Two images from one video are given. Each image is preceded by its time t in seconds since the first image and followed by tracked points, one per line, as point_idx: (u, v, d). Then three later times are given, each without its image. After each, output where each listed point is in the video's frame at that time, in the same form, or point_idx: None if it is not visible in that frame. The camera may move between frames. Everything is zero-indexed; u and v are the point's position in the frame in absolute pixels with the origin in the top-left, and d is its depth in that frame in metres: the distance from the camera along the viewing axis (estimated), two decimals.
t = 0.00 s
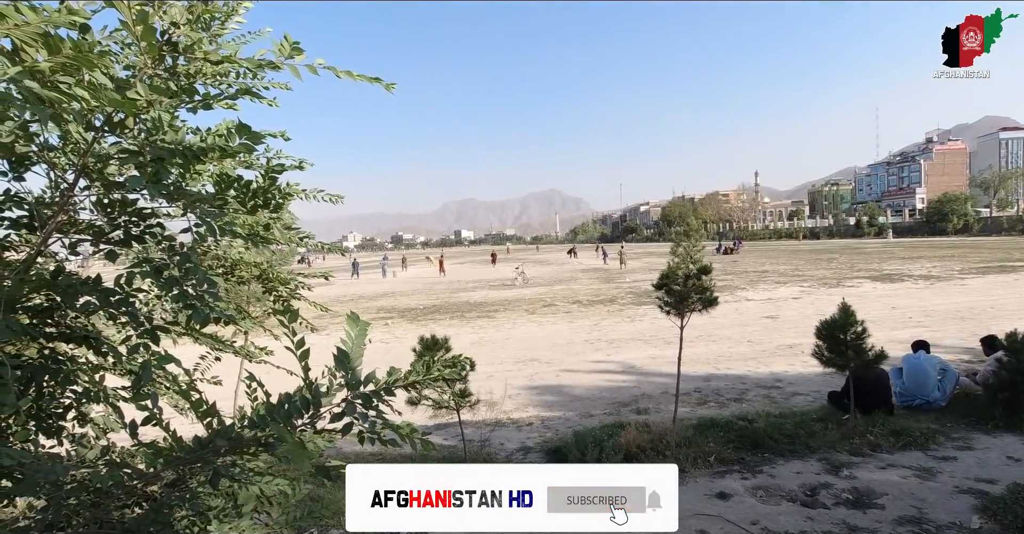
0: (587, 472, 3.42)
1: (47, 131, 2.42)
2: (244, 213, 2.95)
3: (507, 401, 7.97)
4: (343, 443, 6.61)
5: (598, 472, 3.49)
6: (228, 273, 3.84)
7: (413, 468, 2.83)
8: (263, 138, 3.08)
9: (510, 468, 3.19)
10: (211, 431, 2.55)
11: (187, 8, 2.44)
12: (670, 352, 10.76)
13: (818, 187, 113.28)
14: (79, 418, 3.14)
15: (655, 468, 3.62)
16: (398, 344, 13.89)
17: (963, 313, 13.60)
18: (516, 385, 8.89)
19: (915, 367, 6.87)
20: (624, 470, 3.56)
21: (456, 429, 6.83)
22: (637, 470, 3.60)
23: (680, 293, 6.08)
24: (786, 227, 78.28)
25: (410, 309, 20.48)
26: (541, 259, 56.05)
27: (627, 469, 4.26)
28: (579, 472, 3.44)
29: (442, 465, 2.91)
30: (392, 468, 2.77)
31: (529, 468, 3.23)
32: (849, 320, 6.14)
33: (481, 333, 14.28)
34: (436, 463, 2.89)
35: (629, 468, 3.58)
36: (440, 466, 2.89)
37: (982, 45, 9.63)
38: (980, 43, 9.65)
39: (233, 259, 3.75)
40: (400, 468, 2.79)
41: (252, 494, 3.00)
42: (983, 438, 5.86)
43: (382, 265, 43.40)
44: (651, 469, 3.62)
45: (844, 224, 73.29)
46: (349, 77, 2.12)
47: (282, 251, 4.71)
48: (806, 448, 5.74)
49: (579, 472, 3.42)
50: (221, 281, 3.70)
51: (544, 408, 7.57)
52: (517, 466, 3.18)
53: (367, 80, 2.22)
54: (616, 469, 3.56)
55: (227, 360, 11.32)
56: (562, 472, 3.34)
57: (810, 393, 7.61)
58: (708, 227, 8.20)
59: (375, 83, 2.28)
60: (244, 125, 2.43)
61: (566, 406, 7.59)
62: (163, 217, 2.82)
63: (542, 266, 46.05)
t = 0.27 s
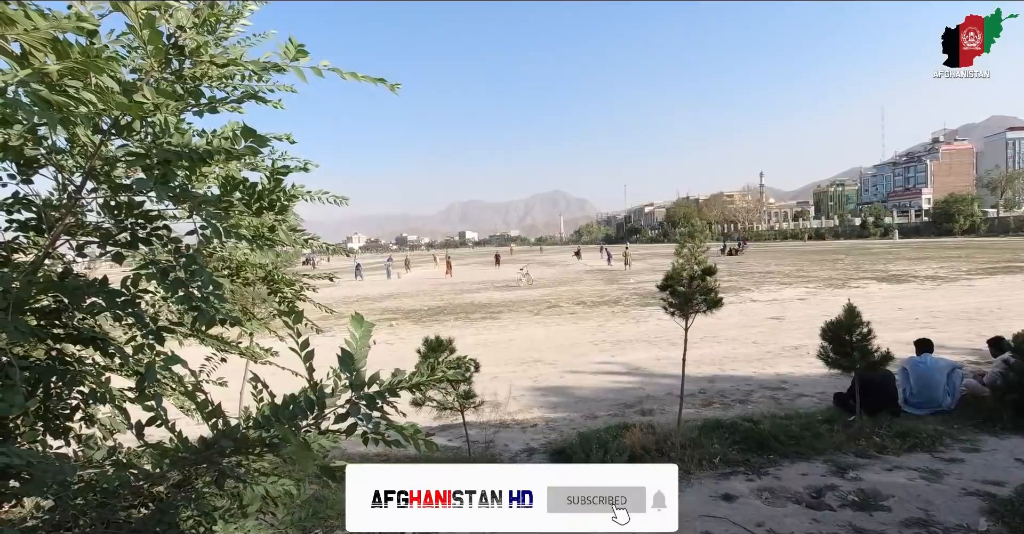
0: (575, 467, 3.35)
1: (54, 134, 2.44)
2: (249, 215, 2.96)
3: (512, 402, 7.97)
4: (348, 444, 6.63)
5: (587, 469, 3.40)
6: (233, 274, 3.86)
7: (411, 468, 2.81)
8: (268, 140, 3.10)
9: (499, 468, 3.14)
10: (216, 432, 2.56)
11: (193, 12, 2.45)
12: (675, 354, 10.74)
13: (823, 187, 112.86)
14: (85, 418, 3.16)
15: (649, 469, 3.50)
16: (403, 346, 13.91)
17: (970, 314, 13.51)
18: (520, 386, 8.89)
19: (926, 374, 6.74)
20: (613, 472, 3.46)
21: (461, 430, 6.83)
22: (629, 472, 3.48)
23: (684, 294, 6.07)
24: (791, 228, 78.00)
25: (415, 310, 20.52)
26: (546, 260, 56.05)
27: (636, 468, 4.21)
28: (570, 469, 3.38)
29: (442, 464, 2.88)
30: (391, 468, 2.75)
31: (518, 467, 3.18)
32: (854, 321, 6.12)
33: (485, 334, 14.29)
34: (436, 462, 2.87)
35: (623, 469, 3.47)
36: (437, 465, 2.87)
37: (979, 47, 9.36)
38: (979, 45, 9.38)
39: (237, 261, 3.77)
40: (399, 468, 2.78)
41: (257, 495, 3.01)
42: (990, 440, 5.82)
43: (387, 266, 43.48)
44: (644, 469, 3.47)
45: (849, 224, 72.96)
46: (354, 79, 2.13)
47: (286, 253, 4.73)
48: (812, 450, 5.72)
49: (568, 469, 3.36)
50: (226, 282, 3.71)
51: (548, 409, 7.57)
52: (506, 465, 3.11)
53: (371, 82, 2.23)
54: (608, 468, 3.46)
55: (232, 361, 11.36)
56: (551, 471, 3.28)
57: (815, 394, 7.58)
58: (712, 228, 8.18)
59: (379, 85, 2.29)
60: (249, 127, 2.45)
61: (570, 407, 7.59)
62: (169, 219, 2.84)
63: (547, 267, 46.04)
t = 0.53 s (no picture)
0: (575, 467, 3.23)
1: (60, 138, 2.45)
2: (253, 217, 2.97)
3: (514, 404, 7.97)
4: (351, 445, 6.64)
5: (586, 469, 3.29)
6: (237, 276, 3.87)
7: (412, 467, 2.82)
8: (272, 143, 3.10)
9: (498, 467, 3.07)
10: (220, 433, 2.56)
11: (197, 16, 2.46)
12: (678, 355, 10.72)
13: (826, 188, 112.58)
14: (90, 420, 3.17)
15: (647, 469, 3.37)
16: (406, 347, 13.92)
17: (975, 315, 13.45)
18: (523, 388, 8.89)
19: (932, 375, 6.72)
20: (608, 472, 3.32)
21: (463, 431, 6.84)
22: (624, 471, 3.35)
23: (687, 295, 6.07)
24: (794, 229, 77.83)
25: (417, 312, 20.53)
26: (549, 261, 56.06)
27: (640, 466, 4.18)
28: (570, 469, 3.25)
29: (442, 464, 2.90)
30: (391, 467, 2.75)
31: (515, 466, 3.07)
32: (857, 322, 6.10)
33: (488, 336, 14.29)
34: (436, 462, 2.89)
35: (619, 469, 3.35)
36: (437, 466, 2.88)
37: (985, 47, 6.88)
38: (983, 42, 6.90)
39: (241, 262, 3.78)
40: (399, 467, 2.78)
41: (261, 496, 3.01)
42: (995, 442, 5.80)
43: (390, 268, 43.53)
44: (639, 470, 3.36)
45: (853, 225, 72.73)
46: (356, 83, 2.13)
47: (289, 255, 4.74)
48: (816, 451, 5.71)
49: (569, 469, 3.23)
50: (229, 284, 3.72)
51: (551, 411, 7.57)
52: (505, 464, 3.06)
53: (373, 85, 2.23)
54: (606, 468, 3.34)
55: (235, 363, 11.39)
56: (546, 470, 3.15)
57: (819, 396, 7.56)
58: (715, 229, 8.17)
59: (382, 89, 2.29)
60: (253, 131, 2.45)
61: (573, 409, 7.59)
62: (173, 222, 2.85)
63: (549, 269, 46.02)
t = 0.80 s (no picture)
0: (578, 466, 3.16)
1: (68, 143, 2.46)
2: (258, 221, 2.98)
3: (518, 406, 7.98)
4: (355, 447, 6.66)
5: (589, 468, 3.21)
6: (242, 280, 3.89)
7: (414, 467, 2.85)
8: (277, 147, 3.12)
9: (498, 467, 3.09)
10: (226, 436, 2.57)
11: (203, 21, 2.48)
12: (682, 357, 10.71)
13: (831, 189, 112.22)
14: (97, 423, 3.18)
15: (650, 468, 3.27)
16: (410, 350, 13.93)
17: (980, 317, 13.39)
18: (527, 390, 8.89)
19: (942, 377, 6.71)
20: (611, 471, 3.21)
21: (467, 434, 6.84)
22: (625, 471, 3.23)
23: (691, 297, 6.06)
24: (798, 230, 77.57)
25: (421, 314, 20.56)
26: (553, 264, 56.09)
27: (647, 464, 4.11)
28: (572, 468, 3.19)
29: (446, 465, 2.95)
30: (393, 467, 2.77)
31: (515, 466, 3.08)
32: (863, 324, 6.08)
33: (492, 338, 14.29)
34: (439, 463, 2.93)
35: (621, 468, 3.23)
36: (438, 466, 2.91)
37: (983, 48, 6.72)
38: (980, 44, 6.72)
39: (246, 266, 3.79)
40: (402, 467, 2.80)
41: (266, 499, 3.02)
42: (1001, 444, 5.77)
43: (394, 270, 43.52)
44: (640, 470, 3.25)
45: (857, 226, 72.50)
46: (361, 86, 2.14)
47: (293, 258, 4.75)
48: (820, 454, 5.69)
49: (571, 468, 3.16)
50: (235, 287, 3.73)
51: (555, 413, 7.57)
52: (505, 464, 3.06)
53: (378, 88, 2.24)
54: (609, 468, 3.24)
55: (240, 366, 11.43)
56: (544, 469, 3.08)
57: (824, 398, 7.54)
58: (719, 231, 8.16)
59: (386, 92, 2.30)
60: (259, 134, 2.47)
61: (577, 411, 7.58)
62: (179, 225, 2.87)
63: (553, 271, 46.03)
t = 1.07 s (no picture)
0: (580, 467, 3.14)
1: (79, 148, 2.49)
2: (267, 224, 3.01)
3: (525, 409, 7.98)
4: (363, 450, 6.68)
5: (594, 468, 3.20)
6: (250, 282, 3.91)
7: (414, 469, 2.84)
8: (285, 151, 3.14)
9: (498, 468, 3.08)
10: (236, 439, 2.59)
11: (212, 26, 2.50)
12: (689, 359, 10.68)
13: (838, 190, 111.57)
14: (108, 425, 3.21)
15: (653, 469, 3.27)
16: (416, 353, 13.96)
17: (990, 319, 13.27)
18: (534, 392, 8.90)
19: (954, 379, 6.61)
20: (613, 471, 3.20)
21: (474, 436, 6.85)
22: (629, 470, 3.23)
23: (698, 299, 6.05)
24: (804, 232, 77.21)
25: (428, 317, 20.60)
26: (559, 266, 56.06)
27: (655, 465, 4.08)
28: (574, 469, 3.17)
29: (448, 466, 2.95)
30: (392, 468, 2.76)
31: (515, 467, 3.07)
32: (871, 326, 6.05)
33: (498, 341, 14.29)
34: (442, 464, 2.94)
35: (623, 468, 3.22)
36: (438, 466, 2.91)
37: (983, 47, 6.67)
38: (981, 44, 6.68)
39: (254, 269, 3.82)
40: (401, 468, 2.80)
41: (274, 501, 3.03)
42: (1012, 448, 5.72)
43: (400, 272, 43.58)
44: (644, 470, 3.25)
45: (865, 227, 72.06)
46: (369, 90, 2.16)
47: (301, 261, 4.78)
48: (829, 457, 5.66)
49: (573, 469, 3.15)
50: (244, 290, 3.76)
51: (562, 415, 7.57)
52: (505, 465, 3.04)
53: (384, 91, 2.25)
54: (614, 467, 3.22)
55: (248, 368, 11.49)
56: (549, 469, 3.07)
57: (831, 401, 7.50)
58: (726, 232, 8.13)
59: (393, 95, 2.31)
60: (267, 138, 2.49)
61: (583, 413, 7.58)
62: (188, 229, 2.89)
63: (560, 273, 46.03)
